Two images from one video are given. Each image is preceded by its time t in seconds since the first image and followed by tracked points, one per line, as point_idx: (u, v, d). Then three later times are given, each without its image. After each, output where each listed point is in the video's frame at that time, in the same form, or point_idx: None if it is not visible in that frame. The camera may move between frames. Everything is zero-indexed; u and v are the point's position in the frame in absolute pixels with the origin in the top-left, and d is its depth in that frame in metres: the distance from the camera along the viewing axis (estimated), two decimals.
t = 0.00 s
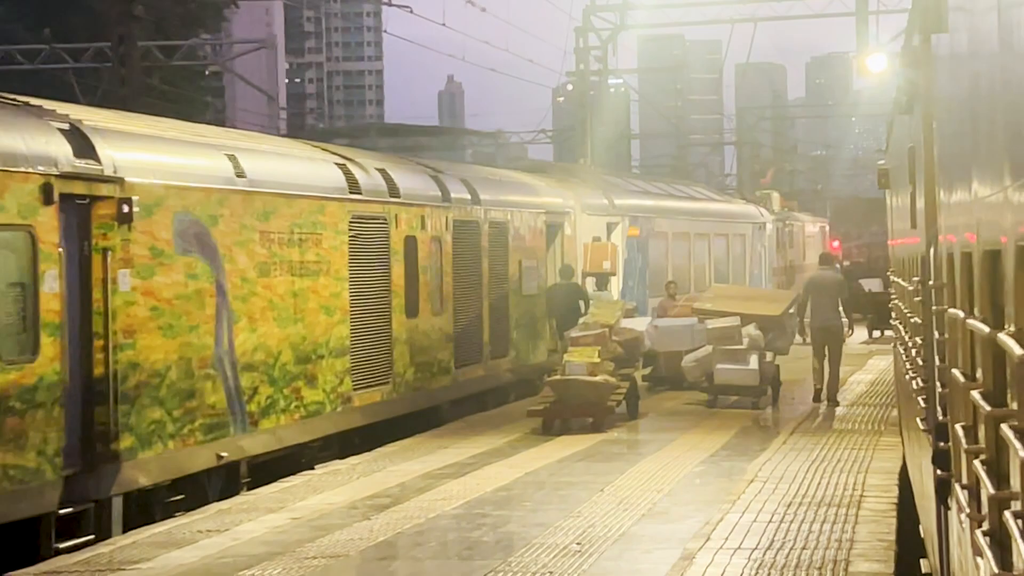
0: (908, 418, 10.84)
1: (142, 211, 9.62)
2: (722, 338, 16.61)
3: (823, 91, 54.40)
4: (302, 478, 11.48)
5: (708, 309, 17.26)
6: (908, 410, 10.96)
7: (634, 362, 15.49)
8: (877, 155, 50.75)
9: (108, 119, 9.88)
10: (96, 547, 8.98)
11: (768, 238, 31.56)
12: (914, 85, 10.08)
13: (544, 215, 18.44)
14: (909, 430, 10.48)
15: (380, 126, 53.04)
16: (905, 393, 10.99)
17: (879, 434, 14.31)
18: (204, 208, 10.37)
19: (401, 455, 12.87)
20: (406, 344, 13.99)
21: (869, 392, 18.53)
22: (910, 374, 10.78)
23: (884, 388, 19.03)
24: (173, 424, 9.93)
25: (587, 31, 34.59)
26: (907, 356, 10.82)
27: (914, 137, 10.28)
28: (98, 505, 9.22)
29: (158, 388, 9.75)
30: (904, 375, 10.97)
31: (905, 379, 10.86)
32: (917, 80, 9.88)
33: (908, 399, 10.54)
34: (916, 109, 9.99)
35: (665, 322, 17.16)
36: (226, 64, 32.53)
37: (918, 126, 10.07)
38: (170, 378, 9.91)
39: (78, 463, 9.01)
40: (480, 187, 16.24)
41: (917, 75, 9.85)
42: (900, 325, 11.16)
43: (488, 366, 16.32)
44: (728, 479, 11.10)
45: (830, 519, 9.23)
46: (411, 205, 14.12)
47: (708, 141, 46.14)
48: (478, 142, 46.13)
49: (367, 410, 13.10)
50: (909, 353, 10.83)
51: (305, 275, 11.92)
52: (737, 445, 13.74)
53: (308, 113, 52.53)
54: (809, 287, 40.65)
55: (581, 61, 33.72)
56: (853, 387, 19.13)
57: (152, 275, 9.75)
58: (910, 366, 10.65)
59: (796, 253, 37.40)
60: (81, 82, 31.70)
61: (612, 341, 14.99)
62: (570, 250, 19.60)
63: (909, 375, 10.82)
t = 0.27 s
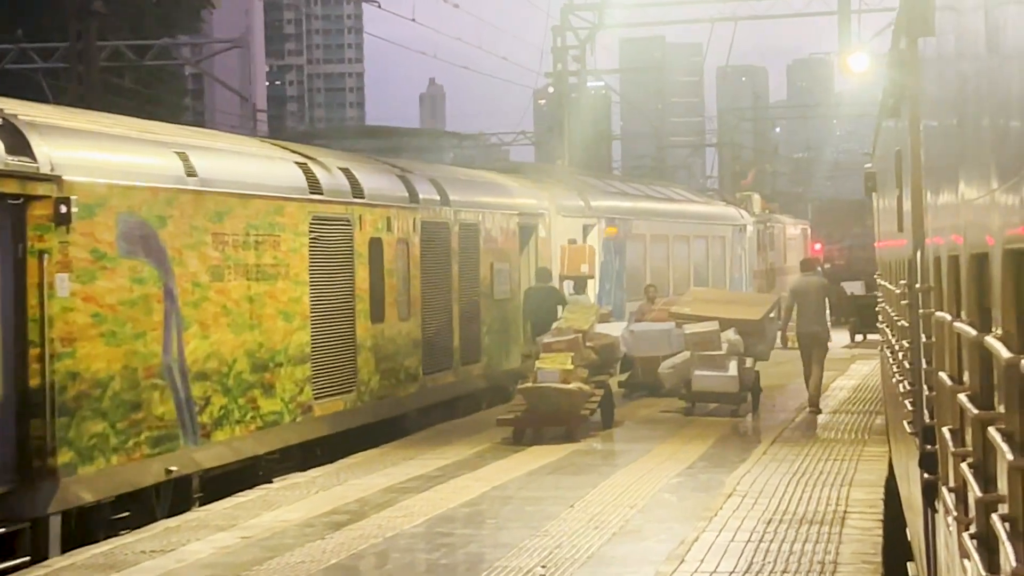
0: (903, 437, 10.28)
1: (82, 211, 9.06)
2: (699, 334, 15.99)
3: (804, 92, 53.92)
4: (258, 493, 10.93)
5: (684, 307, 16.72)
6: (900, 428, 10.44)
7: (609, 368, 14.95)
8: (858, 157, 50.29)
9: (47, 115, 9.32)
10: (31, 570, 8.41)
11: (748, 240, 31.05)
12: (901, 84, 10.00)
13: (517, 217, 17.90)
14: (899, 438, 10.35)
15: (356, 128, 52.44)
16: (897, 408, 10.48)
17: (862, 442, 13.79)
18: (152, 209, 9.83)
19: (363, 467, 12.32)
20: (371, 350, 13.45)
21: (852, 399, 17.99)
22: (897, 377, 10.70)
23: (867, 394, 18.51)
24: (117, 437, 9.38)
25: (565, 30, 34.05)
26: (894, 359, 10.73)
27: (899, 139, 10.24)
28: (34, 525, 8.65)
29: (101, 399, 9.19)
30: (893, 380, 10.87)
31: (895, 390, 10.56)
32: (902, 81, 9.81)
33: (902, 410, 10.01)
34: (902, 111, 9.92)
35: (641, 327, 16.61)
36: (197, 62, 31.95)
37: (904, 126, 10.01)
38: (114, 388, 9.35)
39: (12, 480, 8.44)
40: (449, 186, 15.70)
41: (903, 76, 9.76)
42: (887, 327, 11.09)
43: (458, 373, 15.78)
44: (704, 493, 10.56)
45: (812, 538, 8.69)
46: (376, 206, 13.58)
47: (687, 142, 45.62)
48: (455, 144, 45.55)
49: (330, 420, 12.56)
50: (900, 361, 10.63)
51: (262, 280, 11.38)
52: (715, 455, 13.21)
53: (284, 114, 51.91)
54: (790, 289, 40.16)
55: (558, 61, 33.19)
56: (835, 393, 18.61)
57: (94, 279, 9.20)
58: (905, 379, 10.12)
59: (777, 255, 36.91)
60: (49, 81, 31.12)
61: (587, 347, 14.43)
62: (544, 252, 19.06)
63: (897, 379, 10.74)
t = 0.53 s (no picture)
0: (896, 455, 9.72)
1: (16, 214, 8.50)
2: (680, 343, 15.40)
3: (787, 95, 53.49)
4: (213, 512, 10.37)
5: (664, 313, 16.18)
6: (895, 448, 9.87)
7: (585, 377, 14.42)
8: (842, 161, 49.87)
9: None
10: None
11: (730, 244, 30.55)
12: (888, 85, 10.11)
13: (491, 221, 17.36)
14: (888, 449, 10.03)
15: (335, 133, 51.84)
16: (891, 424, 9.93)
17: (848, 454, 13.28)
18: (96, 211, 9.28)
19: (326, 483, 11.76)
20: (336, 360, 12.89)
21: (838, 407, 17.47)
22: (886, 382, 10.77)
23: (853, 402, 17.98)
24: (57, 455, 8.81)
25: (544, 31, 33.54)
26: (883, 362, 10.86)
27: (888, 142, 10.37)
28: None
29: (39, 415, 8.63)
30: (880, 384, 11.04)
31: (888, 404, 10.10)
32: (891, 83, 9.92)
33: (898, 425, 9.46)
34: (890, 113, 10.04)
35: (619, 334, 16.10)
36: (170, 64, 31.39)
37: (892, 129, 10.13)
38: (54, 403, 8.79)
39: None
40: (420, 189, 15.15)
41: (890, 78, 9.88)
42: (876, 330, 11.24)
43: (429, 382, 15.23)
44: (682, 511, 10.01)
45: (797, 561, 8.15)
46: (341, 209, 13.04)
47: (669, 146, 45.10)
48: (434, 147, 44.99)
49: (293, 433, 12.01)
50: (894, 372, 10.29)
51: (218, 286, 10.82)
52: (695, 467, 12.68)
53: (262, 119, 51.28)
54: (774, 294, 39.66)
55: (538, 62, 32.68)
56: (820, 401, 18.08)
57: (31, 286, 8.65)
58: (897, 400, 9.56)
59: (760, 260, 36.41)
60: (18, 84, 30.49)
61: (562, 355, 13.89)
62: (519, 256, 18.52)
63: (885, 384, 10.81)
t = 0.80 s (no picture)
0: (888, 463, 9.41)
1: None
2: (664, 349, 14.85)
3: (775, 99, 53.04)
4: (170, 534, 9.82)
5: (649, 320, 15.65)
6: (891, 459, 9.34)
7: (565, 388, 13.86)
8: (831, 166, 49.43)
9: None
10: None
11: (717, 250, 30.06)
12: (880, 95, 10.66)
13: (470, 226, 16.82)
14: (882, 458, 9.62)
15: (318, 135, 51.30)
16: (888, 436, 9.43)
17: (839, 466, 12.75)
18: (40, 215, 8.75)
19: (292, 500, 11.20)
20: (305, 371, 12.33)
21: (828, 417, 16.94)
22: (884, 391, 10.98)
23: (843, 412, 17.46)
24: None
25: (528, 33, 33.05)
26: (878, 366, 11.39)
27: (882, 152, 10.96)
28: None
29: None
30: (876, 392, 11.43)
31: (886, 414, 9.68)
32: (882, 93, 10.47)
33: (894, 434, 8.91)
34: (882, 122, 10.60)
35: (601, 343, 15.56)
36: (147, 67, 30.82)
37: (885, 138, 10.69)
38: None
39: None
40: (394, 193, 14.62)
41: (881, 88, 10.42)
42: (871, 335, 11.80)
43: (404, 393, 14.67)
44: (665, 531, 9.45)
45: None
46: (310, 214, 12.50)
47: (655, 151, 44.60)
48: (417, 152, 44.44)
49: (258, 448, 11.47)
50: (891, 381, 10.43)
51: (176, 294, 10.27)
52: (680, 482, 12.13)
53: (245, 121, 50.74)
54: (761, 300, 39.16)
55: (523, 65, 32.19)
56: (810, 411, 17.55)
57: None
58: (891, 403, 9.20)
59: (746, 265, 35.91)
60: None
61: (542, 364, 13.35)
62: (500, 262, 17.99)
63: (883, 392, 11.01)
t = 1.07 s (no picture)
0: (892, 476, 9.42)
1: None
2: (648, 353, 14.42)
3: (766, 104, 52.55)
4: (125, 560, 9.24)
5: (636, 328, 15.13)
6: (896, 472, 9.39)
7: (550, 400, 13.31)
8: (824, 172, 48.96)
9: None
10: None
11: (709, 256, 29.53)
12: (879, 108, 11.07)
13: (452, 233, 16.28)
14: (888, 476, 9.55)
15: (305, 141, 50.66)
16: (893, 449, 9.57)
17: (835, 483, 12.24)
18: None
19: (260, 520, 10.64)
20: (276, 385, 11.78)
21: (823, 429, 16.40)
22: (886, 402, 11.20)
23: (838, 423, 16.92)
24: None
25: (516, 37, 32.52)
26: (877, 375, 11.81)
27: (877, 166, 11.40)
28: None
29: None
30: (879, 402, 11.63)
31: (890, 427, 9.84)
32: (880, 102, 10.78)
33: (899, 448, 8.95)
34: (881, 130, 10.89)
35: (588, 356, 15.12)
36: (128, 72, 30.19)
37: (884, 146, 10.96)
38: None
39: None
40: (371, 198, 14.07)
41: (880, 96, 10.74)
42: (869, 343, 12.22)
43: (382, 407, 14.12)
44: (651, 555, 8.89)
45: None
46: (281, 220, 11.97)
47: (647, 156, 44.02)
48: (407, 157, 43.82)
49: (225, 466, 10.92)
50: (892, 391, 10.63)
51: (135, 304, 9.72)
52: (669, 500, 11.59)
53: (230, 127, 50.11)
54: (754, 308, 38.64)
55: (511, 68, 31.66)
56: (803, 422, 17.02)
57: None
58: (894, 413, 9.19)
59: (739, 273, 35.39)
60: None
61: (524, 376, 12.81)
62: (483, 270, 17.44)
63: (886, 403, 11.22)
